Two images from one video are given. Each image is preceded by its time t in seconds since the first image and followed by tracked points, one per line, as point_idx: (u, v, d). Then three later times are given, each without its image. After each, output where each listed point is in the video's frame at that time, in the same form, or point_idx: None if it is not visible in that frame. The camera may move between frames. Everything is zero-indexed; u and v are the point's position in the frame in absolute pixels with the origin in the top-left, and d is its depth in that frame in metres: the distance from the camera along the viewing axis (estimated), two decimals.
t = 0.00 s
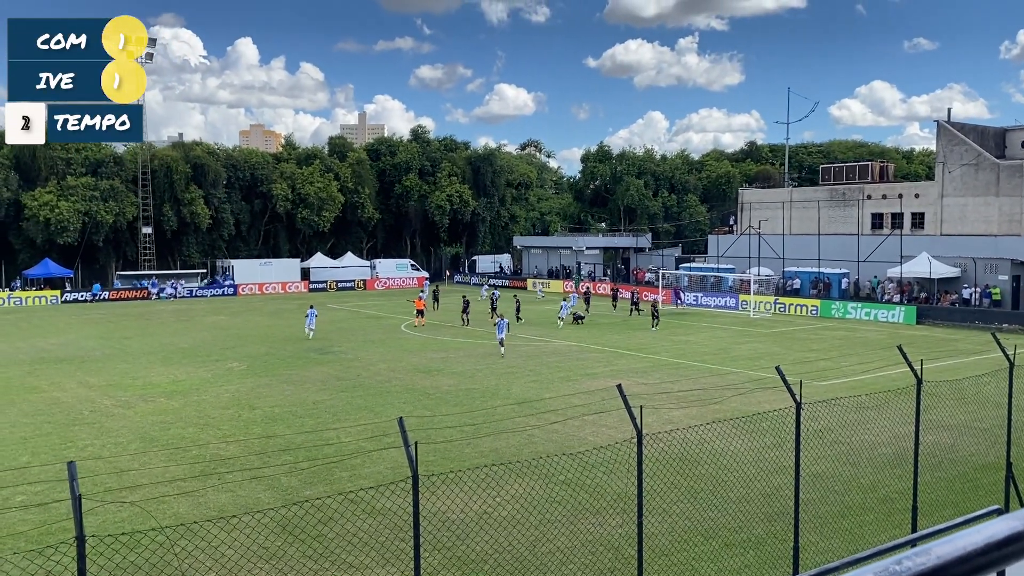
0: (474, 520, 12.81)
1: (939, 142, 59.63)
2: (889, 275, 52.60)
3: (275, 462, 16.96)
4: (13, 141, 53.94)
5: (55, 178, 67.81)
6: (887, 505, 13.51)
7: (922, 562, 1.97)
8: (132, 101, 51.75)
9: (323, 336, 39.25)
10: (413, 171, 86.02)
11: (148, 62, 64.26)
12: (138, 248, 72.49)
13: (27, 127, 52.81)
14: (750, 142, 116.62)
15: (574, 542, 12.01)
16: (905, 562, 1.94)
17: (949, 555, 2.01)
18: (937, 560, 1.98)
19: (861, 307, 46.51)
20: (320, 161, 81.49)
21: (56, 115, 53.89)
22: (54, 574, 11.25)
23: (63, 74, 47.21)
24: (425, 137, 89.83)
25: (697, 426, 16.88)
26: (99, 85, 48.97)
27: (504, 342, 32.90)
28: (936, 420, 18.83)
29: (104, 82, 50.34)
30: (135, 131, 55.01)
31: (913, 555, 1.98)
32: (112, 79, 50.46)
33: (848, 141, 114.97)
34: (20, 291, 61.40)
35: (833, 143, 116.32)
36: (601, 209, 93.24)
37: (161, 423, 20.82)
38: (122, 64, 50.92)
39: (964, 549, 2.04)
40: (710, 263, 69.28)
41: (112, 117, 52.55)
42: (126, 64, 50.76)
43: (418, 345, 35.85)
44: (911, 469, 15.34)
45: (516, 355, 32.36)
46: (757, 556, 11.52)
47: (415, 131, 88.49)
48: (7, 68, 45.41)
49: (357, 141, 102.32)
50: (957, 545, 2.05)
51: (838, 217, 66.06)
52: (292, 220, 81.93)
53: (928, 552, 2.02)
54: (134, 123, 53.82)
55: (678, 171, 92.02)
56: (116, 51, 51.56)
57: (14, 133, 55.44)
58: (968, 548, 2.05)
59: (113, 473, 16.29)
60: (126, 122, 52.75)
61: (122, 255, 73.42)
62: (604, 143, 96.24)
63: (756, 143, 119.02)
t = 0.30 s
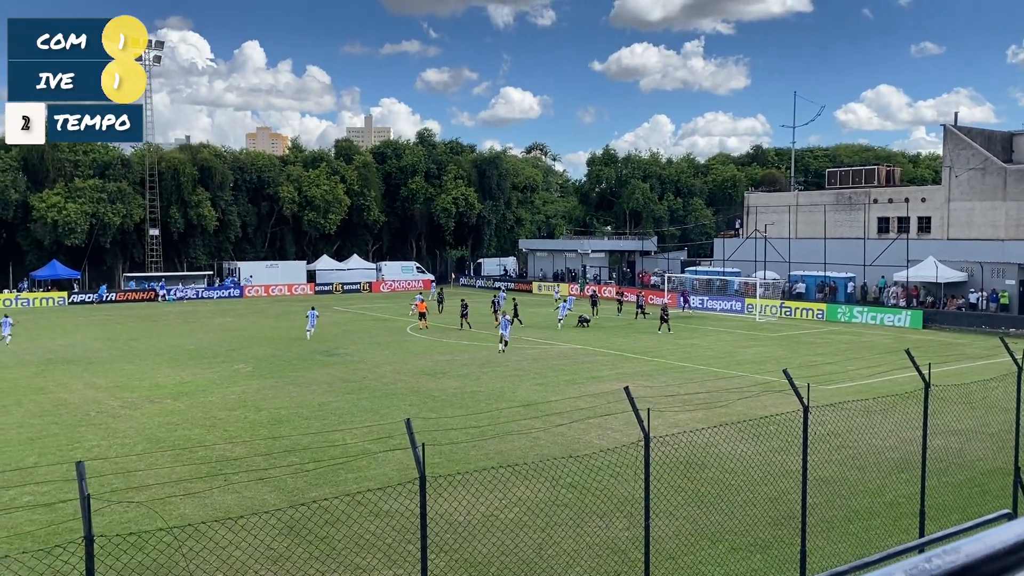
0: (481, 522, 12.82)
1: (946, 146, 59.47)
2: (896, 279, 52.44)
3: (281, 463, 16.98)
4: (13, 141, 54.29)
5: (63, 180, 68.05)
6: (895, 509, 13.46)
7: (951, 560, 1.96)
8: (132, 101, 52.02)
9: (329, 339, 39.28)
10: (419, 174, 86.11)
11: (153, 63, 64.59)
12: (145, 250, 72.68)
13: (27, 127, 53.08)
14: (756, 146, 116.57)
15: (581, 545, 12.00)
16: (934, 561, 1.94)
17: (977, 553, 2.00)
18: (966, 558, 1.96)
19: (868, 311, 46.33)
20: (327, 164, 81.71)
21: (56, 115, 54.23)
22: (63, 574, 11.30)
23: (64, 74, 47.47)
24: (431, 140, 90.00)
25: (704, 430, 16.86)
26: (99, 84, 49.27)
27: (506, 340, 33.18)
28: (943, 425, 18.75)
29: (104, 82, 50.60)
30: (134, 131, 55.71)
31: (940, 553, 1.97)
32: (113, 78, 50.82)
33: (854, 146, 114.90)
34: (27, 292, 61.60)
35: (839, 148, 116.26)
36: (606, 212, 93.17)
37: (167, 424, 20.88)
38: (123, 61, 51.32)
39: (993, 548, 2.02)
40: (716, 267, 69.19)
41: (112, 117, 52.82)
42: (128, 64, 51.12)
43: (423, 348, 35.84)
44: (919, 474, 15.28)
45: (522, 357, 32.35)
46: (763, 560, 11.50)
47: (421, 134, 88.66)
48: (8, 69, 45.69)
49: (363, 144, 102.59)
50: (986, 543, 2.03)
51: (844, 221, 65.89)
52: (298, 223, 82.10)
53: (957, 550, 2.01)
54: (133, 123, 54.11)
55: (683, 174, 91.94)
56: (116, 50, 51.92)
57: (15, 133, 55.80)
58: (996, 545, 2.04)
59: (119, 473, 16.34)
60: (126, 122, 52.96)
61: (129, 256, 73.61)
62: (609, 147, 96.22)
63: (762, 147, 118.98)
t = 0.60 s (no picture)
0: (482, 523, 12.81)
1: (948, 148, 59.44)
2: (897, 282, 52.38)
3: (282, 464, 16.97)
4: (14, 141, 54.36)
5: (64, 180, 68.09)
6: (897, 512, 13.43)
7: (959, 558, 1.99)
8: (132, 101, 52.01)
9: (330, 339, 39.28)
10: (421, 174, 86.14)
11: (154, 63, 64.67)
12: (146, 250, 72.71)
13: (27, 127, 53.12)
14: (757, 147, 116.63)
15: (582, 547, 11.99)
16: (941, 559, 1.97)
17: (985, 551, 2.03)
18: (976, 556, 1.98)
19: (869, 313, 46.28)
20: (328, 164, 81.82)
21: (57, 116, 54.30)
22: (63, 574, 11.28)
23: (64, 74, 47.51)
24: (433, 140, 90.05)
25: (704, 431, 16.86)
26: (99, 85, 49.32)
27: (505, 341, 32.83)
28: (944, 428, 18.75)
29: (104, 83, 50.54)
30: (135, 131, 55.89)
31: (948, 553, 2.00)
32: (113, 78, 50.82)
33: (856, 148, 114.95)
34: (29, 292, 61.62)
35: (841, 150, 116.30)
36: (608, 214, 93.15)
37: (168, 425, 20.87)
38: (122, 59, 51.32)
39: (1004, 546, 2.05)
40: (717, 268, 69.20)
41: (112, 117, 52.85)
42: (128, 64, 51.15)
43: (424, 348, 35.85)
44: (920, 476, 15.27)
45: (523, 358, 32.38)
46: (764, 562, 11.48)
47: (423, 135, 88.69)
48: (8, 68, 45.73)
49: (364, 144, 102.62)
50: (994, 541, 2.07)
51: (846, 223, 65.87)
52: (299, 223, 82.14)
53: (967, 548, 2.04)
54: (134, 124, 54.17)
55: (685, 176, 91.93)
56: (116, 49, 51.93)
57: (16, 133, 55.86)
58: (1004, 544, 2.07)
59: (119, 473, 16.34)
60: (126, 123, 52.97)
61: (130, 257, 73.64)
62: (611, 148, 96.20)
63: (763, 148, 119.03)
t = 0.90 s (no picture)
0: (477, 521, 12.81)
1: (945, 148, 59.53)
2: (894, 281, 52.44)
3: (278, 462, 16.96)
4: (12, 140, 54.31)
5: (61, 178, 67.96)
6: (892, 510, 13.47)
7: (945, 553, 2.03)
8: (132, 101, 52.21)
9: (327, 338, 39.22)
10: (418, 173, 86.12)
11: (152, 62, 64.63)
12: (143, 248, 72.58)
13: (26, 126, 53.11)
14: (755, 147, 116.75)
15: (577, 545, 12.00)
16: (927, 554, 2.02)
17: (972, 547, 2.07)
18: (959, 552, 2.03)
19: (866, 312, 46.34)
20: (325, 163, 81.81)
21: (56, 115, 54.27)
22: (56, 572, 11.23)
23: (64, 74, 47.44)
24: (430, 139, 90.02)
25: (700, 429, 16.88)
26: (99, 84, 49.29)
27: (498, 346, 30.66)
28: (940, 426, 18.78)
29: (104, 82, 50.47)
30: (135, 131, 55.90)
31: (935, 547, 2.05)
32: (113, 78, 50.85)
33: (853, 147, 115.11)
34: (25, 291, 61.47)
35: (838, 149, 116.47)
36: (605, 213, 93.16)
37: (165, 423, 20.84)
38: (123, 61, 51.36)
39: (989, 542, 2.09)
40: (714, 268, 69.23)
41: (112, 117, 52.89)
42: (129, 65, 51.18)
43: (422, 347, 35.81)
44: (916, 474, 15.32)
45: (520, 357, 32.39)
46: (760, 560, 11.49)
47: (420, 134, 88.66)
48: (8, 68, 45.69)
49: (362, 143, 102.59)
50: (980, 537, 2.10)
51: (843, 222, 65.95)
52: (296, 222, 82.06)
53: (953, 544, 2.09)
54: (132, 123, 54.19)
55: (682, 175, 91.92)
56: (116, 50, 51.92)
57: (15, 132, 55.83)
58: (991, 540, 2.10)
59: (115, 472, 16.32)
60: (126, 122, 52.98)
61: (127, 255, 73.51)
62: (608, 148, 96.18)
63: (760, 148, 119.18)
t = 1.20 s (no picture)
0: (470, 520, 12.80)
1: (938, 146, 59.71)
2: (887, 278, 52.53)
3: (272, 460, 16.92)
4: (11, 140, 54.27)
5: (54, 176, 67.68)
6: (885, 507, 13.50)
7: (927, 553, 1.87)
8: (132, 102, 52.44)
9: (321, 337, 39.16)
10: (412, 171, 86.01)
11: (147, 60, 64.41)
12: (136, 247, 72.36)
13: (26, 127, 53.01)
14: (748, 144, 116.98)
15: (571, 543, 11.99)
16: (909, 554, 1.86)
17: (957, 545, 1.90)
18: (944, 550, 1.87)
19: (860, 310, 46.44)
20: (320, 161, 81.75)
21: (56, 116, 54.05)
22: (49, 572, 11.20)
23: (64, 74, 47.23)
24: (424, 137, 89.93)
25: (694, 428, 16.90)
26: (99, 84, 49.03)
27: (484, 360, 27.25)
28: (933, 424, 18.83)
29: (104, 82, 50.20)
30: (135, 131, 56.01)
31: (915, 547, 1.88)
32: (114, 79, 50.73)
33: (847, 145, 115.41)
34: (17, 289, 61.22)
35: (832, 147, 116.74)
36: (600, 211, 93.18)
37: (158, 422, 20.76)
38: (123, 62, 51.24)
39: (976, 538, 1.92)
40: (709, 266, 69.35)
41: (112, 116, 52.77)
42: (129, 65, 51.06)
43: (416, 346, 35.77)
44: (908, 472, 15.34)
45: (515, 355, 32.39)
46: (753, 558, 11.51)
47: (415, 132, 88.56)
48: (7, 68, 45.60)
49: (357, 141, 102.49)
50: (965, 535, 1.93)
51: (837, 220, 66.09)
52: (290, 220, 81.89)
53: (936, 543, 1.91)
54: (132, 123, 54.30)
55: (676, 173, 92.06)
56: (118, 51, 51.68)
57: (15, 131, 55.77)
58: (976, 535, 1.93)
59: (108, 471, 16.27)
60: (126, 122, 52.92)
61: (120, 253, 73.28)
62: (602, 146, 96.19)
63: (754, 146, 119.42)
